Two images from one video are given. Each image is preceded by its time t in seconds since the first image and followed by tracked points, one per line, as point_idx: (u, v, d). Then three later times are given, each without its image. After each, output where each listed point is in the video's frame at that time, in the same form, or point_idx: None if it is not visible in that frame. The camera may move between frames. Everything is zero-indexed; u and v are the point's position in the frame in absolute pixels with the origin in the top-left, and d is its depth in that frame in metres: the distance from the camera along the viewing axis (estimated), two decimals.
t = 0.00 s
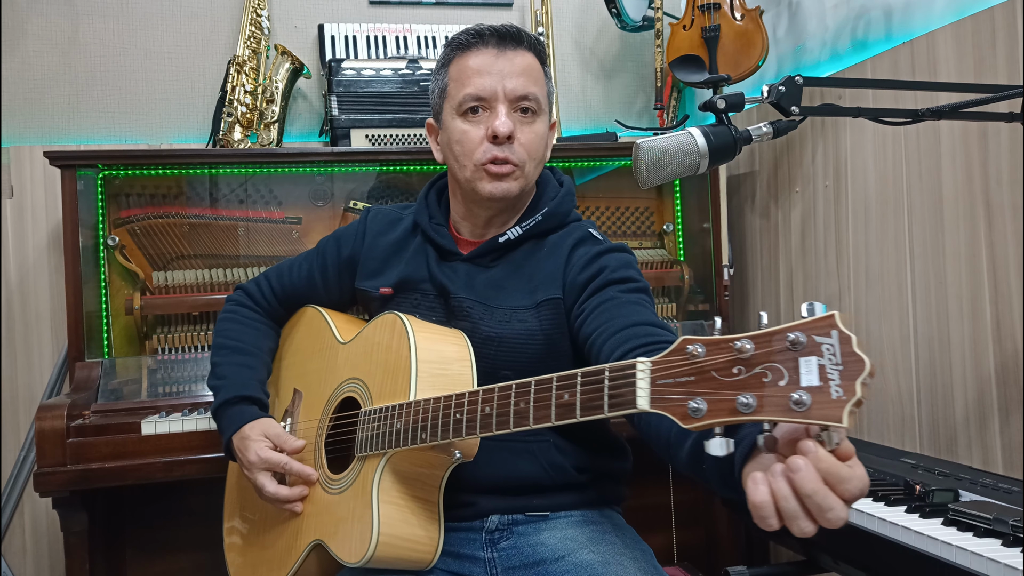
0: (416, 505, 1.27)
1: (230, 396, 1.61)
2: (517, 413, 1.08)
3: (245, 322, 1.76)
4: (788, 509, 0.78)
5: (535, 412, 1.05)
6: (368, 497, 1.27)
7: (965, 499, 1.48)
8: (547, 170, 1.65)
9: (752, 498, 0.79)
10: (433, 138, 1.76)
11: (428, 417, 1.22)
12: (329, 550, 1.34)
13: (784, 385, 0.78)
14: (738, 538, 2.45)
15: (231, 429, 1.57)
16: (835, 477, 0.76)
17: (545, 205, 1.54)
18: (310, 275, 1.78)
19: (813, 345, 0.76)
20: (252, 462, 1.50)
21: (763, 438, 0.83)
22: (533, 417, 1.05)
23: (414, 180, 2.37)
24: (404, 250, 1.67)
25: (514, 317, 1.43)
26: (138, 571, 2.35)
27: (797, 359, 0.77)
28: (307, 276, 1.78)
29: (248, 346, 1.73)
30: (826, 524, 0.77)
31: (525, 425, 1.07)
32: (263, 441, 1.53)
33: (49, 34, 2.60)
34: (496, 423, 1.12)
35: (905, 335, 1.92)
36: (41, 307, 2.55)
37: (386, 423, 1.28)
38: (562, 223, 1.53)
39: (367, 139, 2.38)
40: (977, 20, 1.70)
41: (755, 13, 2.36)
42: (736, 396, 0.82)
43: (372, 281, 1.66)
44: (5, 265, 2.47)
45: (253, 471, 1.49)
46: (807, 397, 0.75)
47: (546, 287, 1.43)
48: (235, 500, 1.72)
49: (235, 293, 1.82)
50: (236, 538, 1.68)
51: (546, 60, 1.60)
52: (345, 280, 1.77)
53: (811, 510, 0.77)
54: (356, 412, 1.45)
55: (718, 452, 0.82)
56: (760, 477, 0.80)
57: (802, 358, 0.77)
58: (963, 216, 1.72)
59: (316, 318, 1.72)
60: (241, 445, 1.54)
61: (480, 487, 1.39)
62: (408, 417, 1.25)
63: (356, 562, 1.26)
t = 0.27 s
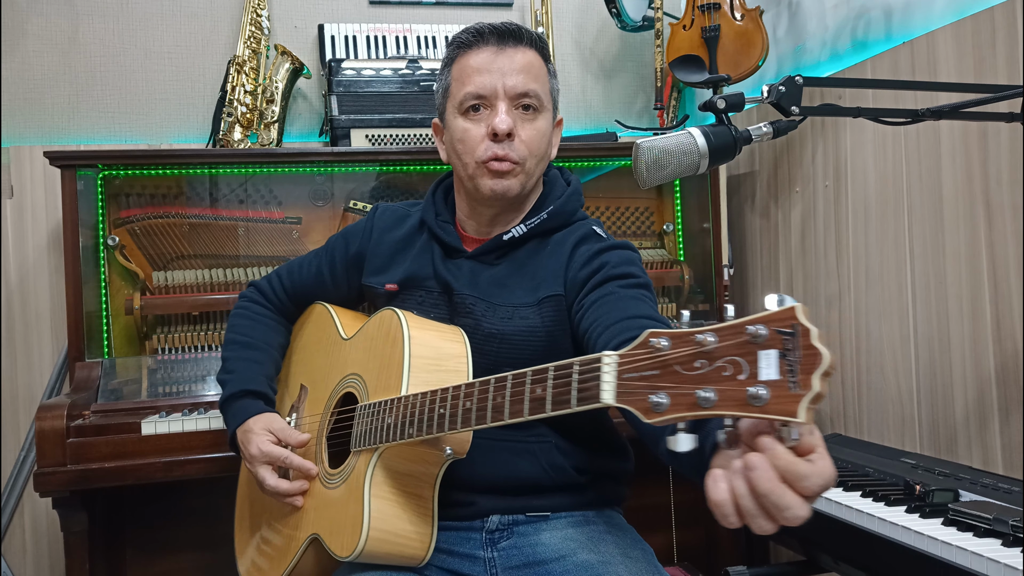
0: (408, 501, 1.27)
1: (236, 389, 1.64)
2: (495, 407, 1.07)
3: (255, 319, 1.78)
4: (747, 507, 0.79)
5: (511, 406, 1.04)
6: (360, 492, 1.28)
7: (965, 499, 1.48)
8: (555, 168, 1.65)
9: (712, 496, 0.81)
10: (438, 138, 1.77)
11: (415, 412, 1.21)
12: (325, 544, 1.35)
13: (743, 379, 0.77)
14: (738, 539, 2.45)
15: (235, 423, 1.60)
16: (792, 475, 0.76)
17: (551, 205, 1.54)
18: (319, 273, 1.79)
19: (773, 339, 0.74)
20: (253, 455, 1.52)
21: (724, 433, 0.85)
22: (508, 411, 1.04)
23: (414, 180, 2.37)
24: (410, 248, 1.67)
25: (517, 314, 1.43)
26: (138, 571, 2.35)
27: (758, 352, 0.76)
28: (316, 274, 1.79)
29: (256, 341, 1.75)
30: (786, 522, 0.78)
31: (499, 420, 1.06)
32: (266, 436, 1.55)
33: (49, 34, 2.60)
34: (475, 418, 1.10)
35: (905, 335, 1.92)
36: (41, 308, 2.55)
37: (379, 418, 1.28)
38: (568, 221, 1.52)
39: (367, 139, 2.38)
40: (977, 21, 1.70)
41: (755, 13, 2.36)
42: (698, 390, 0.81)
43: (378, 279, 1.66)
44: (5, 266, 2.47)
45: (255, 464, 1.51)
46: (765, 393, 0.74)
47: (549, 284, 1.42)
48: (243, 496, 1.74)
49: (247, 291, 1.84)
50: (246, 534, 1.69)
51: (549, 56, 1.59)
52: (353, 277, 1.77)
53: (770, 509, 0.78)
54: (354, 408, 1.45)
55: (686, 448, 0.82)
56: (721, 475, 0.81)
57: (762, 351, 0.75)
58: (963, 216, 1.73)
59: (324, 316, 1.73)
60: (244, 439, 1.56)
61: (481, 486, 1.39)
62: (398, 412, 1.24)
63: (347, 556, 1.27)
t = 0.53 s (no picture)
0: (399, 501, 1.27)
1: (239, 390, 1.65)
2: (468, 405, 1.07)
3: (261, 320, 1.80)
4: (690, 502, 0.81)
5: (482, 404, 1.04)
6: (350, 492, 1.28)
7: (965, 499, 1.48)
8: (558, 167, 1.65)
9: (659, 490, 0.83)
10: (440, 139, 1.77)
11: (398, 411, 1.21)
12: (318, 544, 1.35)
13: (695, 373, 0.79)
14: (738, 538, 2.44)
15: (235, 422, 1.60)
16: (734, 471, 0.79)
17: (552, 204, 1.53)
18: (323, 274, 1.79)
19: (723, 331, 0.76)
20: (252, 455, 1.53)
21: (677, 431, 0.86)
22: (479, 409, 1.04)
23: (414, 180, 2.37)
24: (411, 248, 1.67)
25: (514, 312, 1.42)
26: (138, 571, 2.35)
27: (709, 344, 0.78)
28: (320, 275, 1.79)
29: (262, 343, 1.76)
30: (726, 518, 0.80)
31: (472, 418, 1.06)
32: (266, 436, 1.55)
33: (49, 34, 2.60)
34: (452, 416, 1.10)
35: (905, 335, 1.92)
36: (41, 307, 2.55)
37: (368, 418, 1.29)
38: (569, 220, 1.52)
39: (367, 139, 2.38)
40: (977, 20, 1.70)
41: (755, 13, 2.36)
42: (651, 385, 0.83)
43: (380, 279, 1.67)
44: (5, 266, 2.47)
45: (255, 464, 1.52)
46: (715, 386, 0.76)
47: (546, 282, 1.42)
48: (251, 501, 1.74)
49: (255, 294, 1.86)
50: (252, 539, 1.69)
51: (548, 55, 1.59)
52: (356, 277, 1.77)
53: (712, 505, 0.81)
54: (349, 409, 1.45)
55: (644, 443, 0.81)
56: (667, 468, 0.83)
57: (713, 344, 0.77)
58: (963, 216, 1.73)
59: (327, 318, 1.73)
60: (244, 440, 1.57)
61: (480, 486, 1.38)
62: (384, 413, 1.25)
63: (337, 556, 1.27)
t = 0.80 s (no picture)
0: (393, 499, 1.27)
1: (240, 390, 1.65)
2: (454, 398, 1.08)
3: (263, 322, 1.80)
4: (668, 484, 0.81)
5: (467, 398, 1.05)
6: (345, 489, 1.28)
7: (965, 498, 1.48)
8: (557, 167, 1.65)
9: (636, 466, 0.83)
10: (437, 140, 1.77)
11: (389, 407, 1.22)
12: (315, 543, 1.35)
13: (669, 359, 0.81)
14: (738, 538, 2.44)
15: (235, 422, 1.61)
16: (717, 457, 0.79)
17: (549, 203, 1.53)
18: (324, 277, 1.79)
19: (697, 317, 0.79)
20: (251, 455, 1.54)
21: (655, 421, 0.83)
22: (465, 403, 1.05)
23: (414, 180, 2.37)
24: (410, 250, 1.67)
25: (509, 312, 1.42)
26: (138, 571, 2.35)
27: (683, 330, 0.80)
28: (320, 278, 1.79)
29: (264, 344, 1.76)
30: (703, 504, 0.80)
31: (458, 411, 1.06)
32: (265, 436, 1.56)
33: (49, 34, 2.60)
34: (439, 410, 1.10)
35: (905, 336, 1.92)
36: (41, 307, 2.55)
37: (362, 415, 1.30)
38: (566, 219, 1.51)
39: (367, 139, 2.38)
40: (977, 21, 1.70)
41: (755, 13, 2.36)
42: (627, 372, 0.85)
43: (378, 280, 1.67)
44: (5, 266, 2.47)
45: (254, 463, 1.53)
46: (689, 371, 0.78)
47: (539, 280, 1.41)
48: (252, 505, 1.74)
49: (257, 297, 1.87)
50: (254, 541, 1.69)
51: (544, 53, 1.59)
52: (356, 279, 1.77)
53: (690, 489, 0.81)
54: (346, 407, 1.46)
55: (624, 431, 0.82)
56: (649, 446, 0.83)
57: (687, 329, 0.79)
58: (963, 216, 1.73)
59: (327, 319, 1.74)
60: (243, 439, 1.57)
61: (478, 486, 1.38)
62: (376, 409, 1.25)
63: (332, 554, 1.28)
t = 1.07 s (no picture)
0: (391, 500, 1.27)
1: (237, 393, 1.65)
2: (449, 398, 1.08)
3: (262, 324, 1.81)
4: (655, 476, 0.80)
5: (462, 396, 1.05)
6: (343, 490, 1.28)
7: (965, 498, 1.48)
8: (553, 166, 1.64)
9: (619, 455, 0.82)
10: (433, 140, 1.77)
11: (386, 408, 1.22)
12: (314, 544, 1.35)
13: (660, 354, 0.81)
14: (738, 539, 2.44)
15: (235, 424, 1.61)
16: (702, 451, 0.79)
17: (544, 203, 1.53)
18: (322, 278, 1.79)
19: (687, 312, 0.78)
20: (250, 457, 1.54)
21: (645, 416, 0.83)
22: (460, 402, 1.05)
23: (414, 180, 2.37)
24: (407, 251, 1.66)
25: (504, 313, 1.42)
26: (138, 571, 2.35)
27: (674, 326, 0.80)
28: (319, 279, 1.79)
29: (262, 347, 1.77)
30: (683, 494, 0.80)
31: (454, 410, 1.06)
32: (263, 438, 1.56)
33: (49, 34, 2.60)
34: (434, 408, 1.10)
35: (905, 336, 1.92)
36: (41, 307, 2.55)
37: (360, 416, 1.30)
38: (562, 219, 1.51)
39: (367, 139, 2.38)
40: (977, 21, 1.70)
41: (755, 13, 2.36)
42: (618, 367, 0.85)
43: (375, 282, 1.67)
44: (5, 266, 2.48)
45: (253, 465, 1.53)
46: (679, 366, 0.78)
47: (535, 281, 1.41)
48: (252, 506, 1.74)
49: (255, 299, 1.87)
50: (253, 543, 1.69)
51: (540, 52, 1.59)
52: (354, 280, 1.77)
53: (673, 479, 0.80)
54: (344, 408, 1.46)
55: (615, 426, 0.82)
56: (633, 435, 0.83)
57: (678, 325, 0.79)
58: (963, 217, 1.73)
59: (325, 320, 1.74)
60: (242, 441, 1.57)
61: (476, 487, 1.38)
62: (374, 410, 1.25)
63: (331, 556, 1.27)
